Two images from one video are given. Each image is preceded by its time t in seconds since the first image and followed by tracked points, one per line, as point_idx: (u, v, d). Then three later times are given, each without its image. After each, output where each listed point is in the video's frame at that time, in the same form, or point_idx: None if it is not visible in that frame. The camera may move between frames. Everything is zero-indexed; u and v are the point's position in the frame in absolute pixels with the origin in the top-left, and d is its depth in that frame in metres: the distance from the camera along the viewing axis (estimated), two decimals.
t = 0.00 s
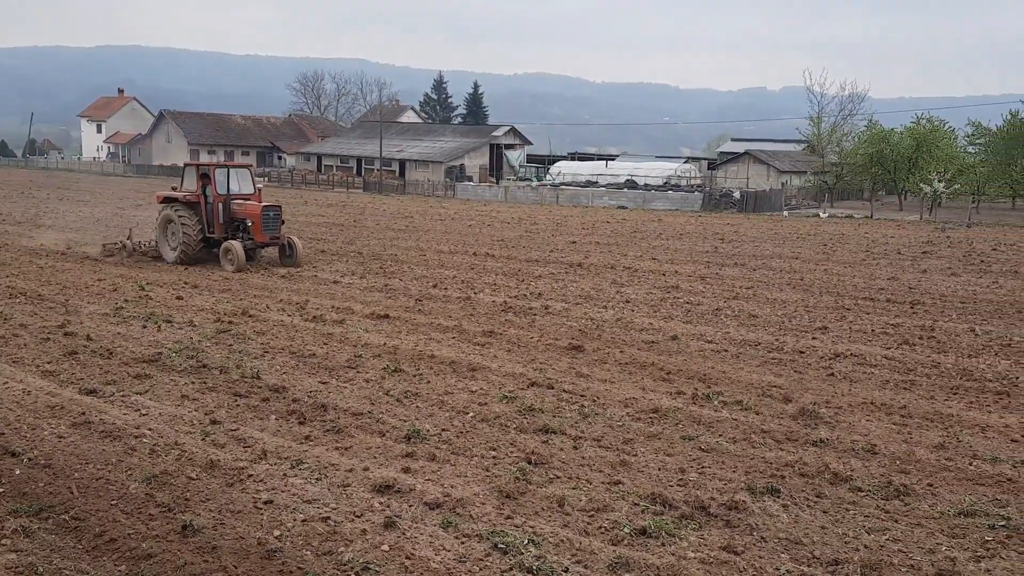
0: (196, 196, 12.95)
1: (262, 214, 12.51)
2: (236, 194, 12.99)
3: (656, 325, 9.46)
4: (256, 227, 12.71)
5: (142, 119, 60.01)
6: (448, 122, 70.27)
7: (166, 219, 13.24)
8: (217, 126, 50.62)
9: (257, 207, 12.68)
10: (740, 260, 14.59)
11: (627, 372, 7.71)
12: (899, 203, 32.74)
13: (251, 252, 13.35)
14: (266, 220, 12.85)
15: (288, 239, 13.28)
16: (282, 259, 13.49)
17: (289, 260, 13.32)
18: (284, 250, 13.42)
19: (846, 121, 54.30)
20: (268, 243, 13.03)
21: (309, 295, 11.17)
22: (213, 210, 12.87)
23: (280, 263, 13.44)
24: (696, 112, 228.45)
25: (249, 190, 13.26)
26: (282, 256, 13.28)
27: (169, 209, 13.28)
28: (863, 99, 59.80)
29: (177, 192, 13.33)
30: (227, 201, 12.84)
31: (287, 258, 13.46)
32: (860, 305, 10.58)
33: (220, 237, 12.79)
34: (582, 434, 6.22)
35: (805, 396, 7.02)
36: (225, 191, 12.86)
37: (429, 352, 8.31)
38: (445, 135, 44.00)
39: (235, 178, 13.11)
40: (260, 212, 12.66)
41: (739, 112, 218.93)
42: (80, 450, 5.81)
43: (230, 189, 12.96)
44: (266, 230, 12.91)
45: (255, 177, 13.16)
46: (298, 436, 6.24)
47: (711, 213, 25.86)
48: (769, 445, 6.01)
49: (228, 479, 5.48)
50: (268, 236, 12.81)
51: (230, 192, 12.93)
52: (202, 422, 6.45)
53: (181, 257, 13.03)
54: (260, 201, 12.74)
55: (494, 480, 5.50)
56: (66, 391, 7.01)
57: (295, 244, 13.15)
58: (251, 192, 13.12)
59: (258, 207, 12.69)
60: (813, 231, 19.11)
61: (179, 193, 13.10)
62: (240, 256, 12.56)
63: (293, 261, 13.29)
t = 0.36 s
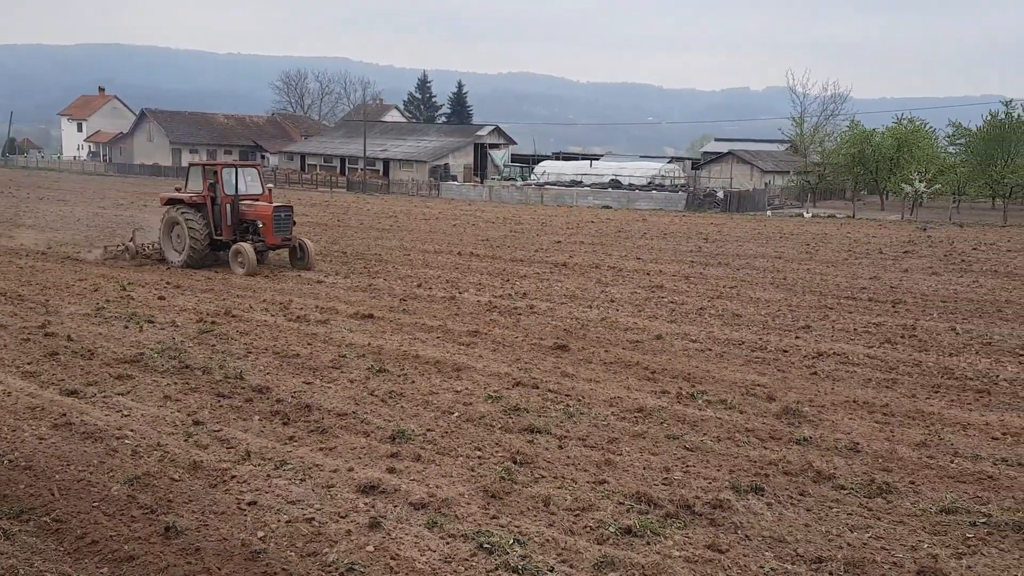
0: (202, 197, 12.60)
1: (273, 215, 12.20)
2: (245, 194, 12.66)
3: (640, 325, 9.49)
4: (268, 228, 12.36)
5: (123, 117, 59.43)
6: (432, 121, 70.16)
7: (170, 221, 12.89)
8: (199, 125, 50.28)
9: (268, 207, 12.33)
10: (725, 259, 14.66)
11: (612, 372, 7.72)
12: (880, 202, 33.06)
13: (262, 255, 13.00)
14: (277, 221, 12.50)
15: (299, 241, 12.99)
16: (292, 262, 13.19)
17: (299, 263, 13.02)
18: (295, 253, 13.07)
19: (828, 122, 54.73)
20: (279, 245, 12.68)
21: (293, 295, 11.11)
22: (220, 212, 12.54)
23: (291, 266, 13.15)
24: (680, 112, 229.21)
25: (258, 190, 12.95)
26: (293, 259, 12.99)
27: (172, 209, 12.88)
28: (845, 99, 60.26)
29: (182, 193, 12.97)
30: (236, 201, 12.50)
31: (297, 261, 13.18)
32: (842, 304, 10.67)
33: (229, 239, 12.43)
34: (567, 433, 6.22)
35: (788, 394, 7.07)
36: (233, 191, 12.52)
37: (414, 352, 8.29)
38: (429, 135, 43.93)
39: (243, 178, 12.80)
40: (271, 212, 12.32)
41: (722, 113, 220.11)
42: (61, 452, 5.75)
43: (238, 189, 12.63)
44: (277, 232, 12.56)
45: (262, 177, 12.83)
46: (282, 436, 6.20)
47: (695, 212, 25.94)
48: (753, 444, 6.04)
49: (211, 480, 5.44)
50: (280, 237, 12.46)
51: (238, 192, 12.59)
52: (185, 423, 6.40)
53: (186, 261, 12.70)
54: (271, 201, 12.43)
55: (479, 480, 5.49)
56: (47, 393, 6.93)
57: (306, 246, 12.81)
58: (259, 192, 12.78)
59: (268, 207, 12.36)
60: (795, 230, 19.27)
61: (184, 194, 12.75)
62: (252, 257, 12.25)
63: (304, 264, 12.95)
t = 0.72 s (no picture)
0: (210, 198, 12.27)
1: (286, 218, 11.91)
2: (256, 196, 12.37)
3: (624, 324, 9.51)
4: (281, 231, 12.05)
5: (102, 115, 58.84)
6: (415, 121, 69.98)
7: (176, 224, 12.51)
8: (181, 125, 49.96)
9: (281, 209, 12.03)
10: (707, 259, 14.71)
11: (595, 371, 7.74)
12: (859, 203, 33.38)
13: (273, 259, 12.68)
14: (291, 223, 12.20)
15: (312, 244, 12.72)
16: (304, 266, 12.92)
17: (312, 267, 12.74)
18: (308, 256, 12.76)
19: (810, 122, 55.08)
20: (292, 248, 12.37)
21: (275, 295, 11.05)
22: (230, 214, 12.24)
23: (303, 270, 12.85)
24: (663, 112, 229.97)
25: (267, 191, 12.66)
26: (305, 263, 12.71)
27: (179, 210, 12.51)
28: (826, 100, 60.67)
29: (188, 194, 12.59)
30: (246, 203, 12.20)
31: (309, 264, 12.91)
32: (823, 304, 10.74)
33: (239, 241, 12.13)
34: (551, 433, 6.23)
35: (770, 393, 7.11)
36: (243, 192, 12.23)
37: (397, 352, 8.27)
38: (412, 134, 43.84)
39: (252, 179, 12.51)
40: (284, 214, 12.01)
41: (704, 113, 221.25)
42: (40, 454, 5.69)
43: (248, 190, 12.33)
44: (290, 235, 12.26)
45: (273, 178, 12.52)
46: (265, 437, 6.17)
47: (678, 212, 26.01)
48: (736, 442, 6.07)
49: (194, 482, 5.40)
50: (293, 240, 12.15)
51: (248, 194, 12.30)
52: (166, 424, 6.35)
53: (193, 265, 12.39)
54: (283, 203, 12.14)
55: (463, 480, 5.49)
56: (25, 395, 6.85)
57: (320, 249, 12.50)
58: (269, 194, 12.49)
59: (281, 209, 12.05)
60: (776, 230, 19.43)
61: (191, 195, 12.38)
62: (264, 262, 11.85)
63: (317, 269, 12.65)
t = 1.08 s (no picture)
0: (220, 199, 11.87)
1: (303, 218, 11.57)
2: (268, 197, 12.03)
3: (608, 323, 9.54)
4: (297, 233, 11.71)
5: (83, 114, 58.32)
6: (399, 120, 69.81)
7: (184, 225, 12.19)
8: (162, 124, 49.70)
9: (297, 210, 11.69)
10: (690, 258, 14.77)
11: (580, 371, 7.75)
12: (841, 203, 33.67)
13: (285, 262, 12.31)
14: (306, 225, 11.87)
15: (326, 246, 12.36)
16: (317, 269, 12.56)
17: (326, 271, 12.38)
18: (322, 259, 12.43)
19: (791, 122, 55.44)
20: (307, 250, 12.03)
21: (258, 295, 10.99)
22: (242, 215, 11.85)
23: (316, 274, 12.48)
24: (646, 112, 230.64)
25: (280, 193, 12.31)
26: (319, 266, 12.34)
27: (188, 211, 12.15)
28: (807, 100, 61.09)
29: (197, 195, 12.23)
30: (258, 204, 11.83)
31: (323, 267, 12.55)
32: (806, 302, 10.82)
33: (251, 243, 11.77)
34: (535, 433, 6.23)
35: (753, 392, 7.16)
36: (255, 193, 11.87)
37: (381, 352, 8.24)
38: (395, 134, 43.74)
39: (264, 179, 12.16)
40: (299, 216, 11.67)
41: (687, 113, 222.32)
42: (19, 457, 5.62)
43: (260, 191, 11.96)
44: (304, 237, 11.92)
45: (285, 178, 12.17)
46: (247, 438, 6.13)
47: (661, 212, 26.11)
48: (720, 441, 6.10)
49: (176, 483, 5.36)
50: (309, 241, 11.82)
51: (260, 194, 11.93)
52: (148, 425, 6.29)
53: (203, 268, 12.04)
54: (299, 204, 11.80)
55: (448, 480, 5.47)
56: (4, 396, 6.76)
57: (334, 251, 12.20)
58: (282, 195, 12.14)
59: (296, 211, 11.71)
60: (758, 229, 19.56)
61: (200, 196, 12.01)
62: (278, 268, 11.45)
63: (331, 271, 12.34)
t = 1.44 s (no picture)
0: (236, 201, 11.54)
1: (324, 220, 11.28)
2: (286, 198, 11.72)
3: (595, 323, 9.56)
4: (318, 235, 11.42)
5: (67, 113, 57.88)
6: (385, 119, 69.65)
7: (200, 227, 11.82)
8: (146, 123, 49.50)
9: (318, 212, 11.39)
10: (676, 258, 14.81)
11: (567, 370, 7.76)
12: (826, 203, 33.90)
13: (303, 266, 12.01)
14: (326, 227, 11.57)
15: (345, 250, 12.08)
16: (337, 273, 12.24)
17: (347, 274, 12.05)
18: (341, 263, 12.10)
19: (776, 122, 55.75)
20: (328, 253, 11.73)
21: (245, 296, 10.92)
22: (259, 216, 11.54)
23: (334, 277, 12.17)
24: (633, 113, 231.13)
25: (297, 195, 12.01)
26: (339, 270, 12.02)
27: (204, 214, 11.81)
28: (793, 100, 61.42)
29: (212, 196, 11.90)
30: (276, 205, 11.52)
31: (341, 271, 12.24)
32: (791, 302, 10.88)
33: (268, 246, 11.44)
34: (523, 433, 6.23)
35: (740, 391, 7.19)
36: (273, 194, 11.56)
37: (368, 352, 8.22)
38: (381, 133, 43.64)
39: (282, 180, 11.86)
40: (321, 217, 11.37)
41: (674, 113, 223.13)
42: (2, 459, 5.57)
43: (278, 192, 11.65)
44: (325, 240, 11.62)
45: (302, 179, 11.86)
46: (234, 438, 6.10)
47: (648, 211, 26.17)
48: (706, 440, 6.12)
49: (161, 484, 5.32)
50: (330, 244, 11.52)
51: (277, 195, 11.62)
52: (133, 426, 6.25)
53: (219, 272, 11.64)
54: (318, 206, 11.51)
55: (435, 480, 5.46)
56: None
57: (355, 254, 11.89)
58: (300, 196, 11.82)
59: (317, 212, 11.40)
60: (744, 229, 19.67)
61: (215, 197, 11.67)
62: (298, 269, 11.19)
63: (351, 275, 12.02)
